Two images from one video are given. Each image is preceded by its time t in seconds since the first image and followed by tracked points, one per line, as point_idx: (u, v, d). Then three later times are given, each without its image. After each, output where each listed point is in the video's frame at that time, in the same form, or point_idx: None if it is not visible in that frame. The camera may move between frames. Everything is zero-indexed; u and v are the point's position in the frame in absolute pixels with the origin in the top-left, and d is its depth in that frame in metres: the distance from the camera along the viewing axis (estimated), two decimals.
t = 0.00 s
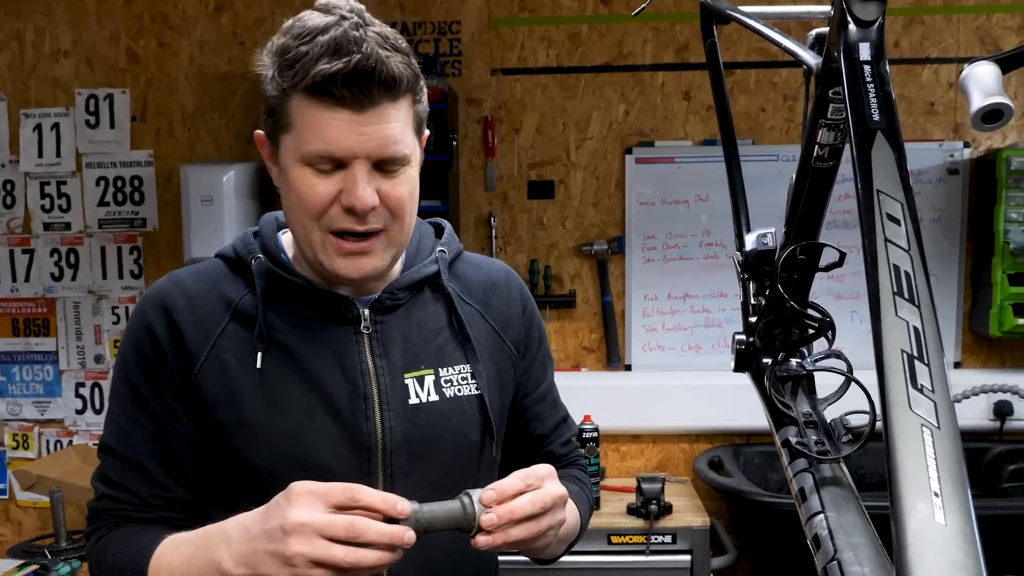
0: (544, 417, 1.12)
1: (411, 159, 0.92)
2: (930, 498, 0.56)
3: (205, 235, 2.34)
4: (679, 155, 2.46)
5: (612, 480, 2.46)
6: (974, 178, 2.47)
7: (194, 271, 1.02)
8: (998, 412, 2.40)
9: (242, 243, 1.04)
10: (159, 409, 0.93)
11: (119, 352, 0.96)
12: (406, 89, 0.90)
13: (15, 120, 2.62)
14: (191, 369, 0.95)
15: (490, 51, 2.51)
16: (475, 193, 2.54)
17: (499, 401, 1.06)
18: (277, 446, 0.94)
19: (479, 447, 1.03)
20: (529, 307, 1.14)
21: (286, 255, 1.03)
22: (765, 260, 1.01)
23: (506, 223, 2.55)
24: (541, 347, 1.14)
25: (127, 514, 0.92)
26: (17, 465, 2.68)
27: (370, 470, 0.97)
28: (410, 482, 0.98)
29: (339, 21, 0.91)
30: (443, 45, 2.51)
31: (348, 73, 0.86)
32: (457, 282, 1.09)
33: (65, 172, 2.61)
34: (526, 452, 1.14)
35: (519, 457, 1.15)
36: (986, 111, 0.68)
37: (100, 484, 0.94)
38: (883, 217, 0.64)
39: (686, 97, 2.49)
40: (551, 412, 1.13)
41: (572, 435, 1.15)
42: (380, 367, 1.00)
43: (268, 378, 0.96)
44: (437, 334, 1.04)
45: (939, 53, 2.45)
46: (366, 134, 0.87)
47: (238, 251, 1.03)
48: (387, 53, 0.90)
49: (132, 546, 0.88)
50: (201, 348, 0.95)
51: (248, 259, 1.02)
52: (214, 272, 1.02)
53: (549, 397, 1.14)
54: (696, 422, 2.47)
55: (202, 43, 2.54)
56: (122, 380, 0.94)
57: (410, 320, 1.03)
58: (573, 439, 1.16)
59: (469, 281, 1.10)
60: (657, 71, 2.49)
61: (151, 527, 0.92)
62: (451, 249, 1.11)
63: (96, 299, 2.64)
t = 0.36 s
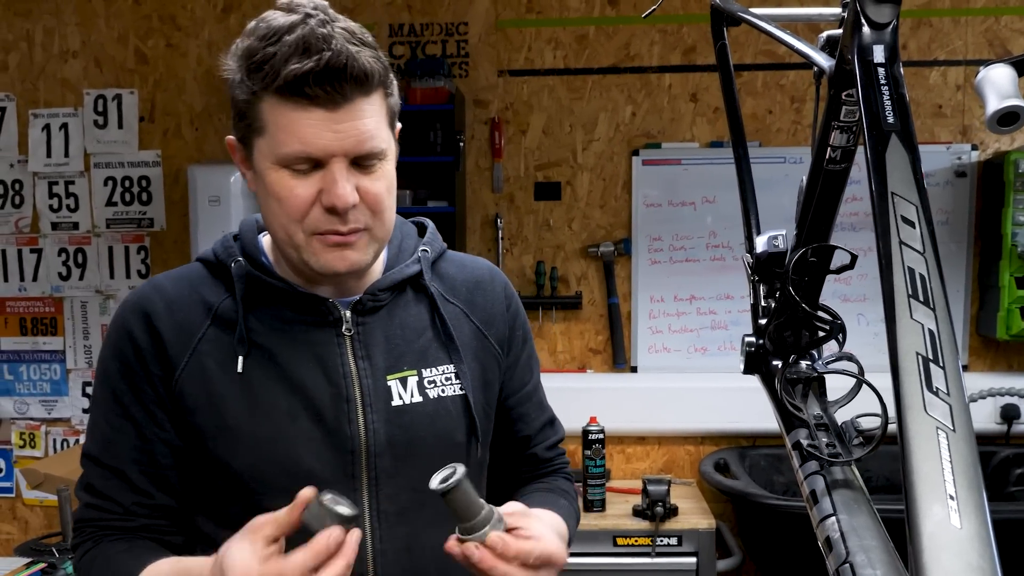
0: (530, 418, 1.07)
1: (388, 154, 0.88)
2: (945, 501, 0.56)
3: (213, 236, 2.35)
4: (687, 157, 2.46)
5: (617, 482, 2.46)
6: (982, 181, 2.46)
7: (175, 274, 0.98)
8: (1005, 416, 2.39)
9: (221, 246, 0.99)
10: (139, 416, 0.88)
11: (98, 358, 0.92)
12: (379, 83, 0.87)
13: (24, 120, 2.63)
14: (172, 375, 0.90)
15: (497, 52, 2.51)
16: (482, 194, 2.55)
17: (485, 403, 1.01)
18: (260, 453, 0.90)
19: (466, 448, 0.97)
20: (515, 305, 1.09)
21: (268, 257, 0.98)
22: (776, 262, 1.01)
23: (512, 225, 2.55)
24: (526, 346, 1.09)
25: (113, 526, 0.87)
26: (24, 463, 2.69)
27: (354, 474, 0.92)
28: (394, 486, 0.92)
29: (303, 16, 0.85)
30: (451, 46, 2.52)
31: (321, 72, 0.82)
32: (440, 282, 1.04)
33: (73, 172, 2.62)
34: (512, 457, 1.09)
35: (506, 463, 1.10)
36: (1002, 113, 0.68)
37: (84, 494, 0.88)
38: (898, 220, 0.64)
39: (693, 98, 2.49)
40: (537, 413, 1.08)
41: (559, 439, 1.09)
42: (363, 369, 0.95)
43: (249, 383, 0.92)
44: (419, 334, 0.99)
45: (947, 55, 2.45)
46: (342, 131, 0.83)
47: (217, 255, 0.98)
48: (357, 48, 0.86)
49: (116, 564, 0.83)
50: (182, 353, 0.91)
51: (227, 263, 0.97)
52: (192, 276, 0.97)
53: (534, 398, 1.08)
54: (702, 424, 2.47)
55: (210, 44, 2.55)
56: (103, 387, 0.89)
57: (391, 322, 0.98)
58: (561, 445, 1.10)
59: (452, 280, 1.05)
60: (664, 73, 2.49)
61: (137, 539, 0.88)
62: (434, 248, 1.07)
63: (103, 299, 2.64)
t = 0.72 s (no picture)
0: (498, 417, 1.04)
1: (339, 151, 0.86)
2: (953, 504, 0.56)
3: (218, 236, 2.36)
4: (692, 159, 2.46)
5: (621, 484, 2.45)
6: (988, 184, 2.45)
7: (137, 280, 0.97)
8: (1010, 419, 2.38)
9: (185, 252, 0.98)
10: (117, 422, 0.88)
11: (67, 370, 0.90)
12: (323, 78, 0.85)
13: (29, 120, 2.64)
14: (139, 381, 0.90)
15: (503, 53, 2.51)
16: (487, 196, 2.55)
17: (455, 403, 1.01)
18: (227, 461, 0.89)
19: (437, 449, 0.97)
20: (487, 298, 1.07)
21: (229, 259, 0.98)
22: (783, 263, 1.01)
23: (517, 226, 2.55)
24: (497, 341, 1.06)
25: (105, 542, 0.86)
26: (29, 463, 2.69)
27: (322, 479, 0.91)
28: (363, 491, 0.92)
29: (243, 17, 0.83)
30: (456, 47, 2.52)
31: (258, 69, 0.81)
32: (409, 280, 1.03)
33: (78, 172, 2.63)
34: (482, 459, 1.06)
35: (478, 465, 1.08)
36: (1011, 115, 0.67)
37: (66, 508, 0.87)
38: (907, 222, 0.64)
39: (698, 100, 2.49)
40: (506, 412, 1.05)
41: (534, 440, 1.06)
42: (328, 373, 0.94)
43: (214, 389, 0.91)
44: (386, 335, 0.98)
45: (953, 58, 2.45)
46: (286, 129, 0.82)
47: (180, 260, 0.97)
48: (299, 45, 0.84)
49: None
50: (147, 359, 0.90)
51: (190, 268, 0.96)
52: (156, 282, 0.96)
53: (504, 395, 1.05)
54: (707, 426, 2.46)
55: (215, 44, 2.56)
56: (75, 398, 0.89)
57: (358, 323, 0.98)
58: (536, 446, 1.06)
59: (422, 277, 1.04)
60: (669, 75, 2.48)
61: (131, 553, 0.87)
62: (403, 244, 1.06)
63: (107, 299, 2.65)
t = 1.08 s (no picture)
0: (478, 410, 1.07)
1: (305, 145, 0.87)
2: (956, 502, 0.56)
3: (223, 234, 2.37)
4: (697, 157, 2.46)
5: (626, 482, 2.45)
6: (994, 183, 2.44)
7: (112, 280, 0.98)
8: (1015, 419, 2.38)
9: (158, 250, 0.99)
10: (97, 424, 0.89)
11: (45, 372, 0.92)
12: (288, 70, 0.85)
13: (36, 117, 2.65)
14: (117, 382, 0.91)
15: (508, 51, 2.51)
16: (492, 193, 2.55)
17: (435, 397, 1.03)
18: (208, 463, 0.91)
19: (419, 444, 1.00)
20: (466, 290, 1.10)
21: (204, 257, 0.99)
22: (787, 262, 1.00)
23: (522, 224, 2.55)
24: (477, 333, 1.09)
25: (87, 545, 0.88)
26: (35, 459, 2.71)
27: (304, 478, 0.93)
28: (344, 490, 0.94)
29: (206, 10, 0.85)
30: (461, 45, 2.52)
31: (216, 60, 0.81)
32: (387, 274, 1.05)
33: (84, 169, 2.64)
34: (465, 450, 1.09)
35: (460, 456, 1.11)
36: (1015, 113, 0.67)
37: (48, 513, 0.89)
38: (911, 220, 0.64)
39: (704, 99, 2.49)
40: (487, 405, 1.08)
41: (516, 431, 1.09)
42: (308, 371, 0.96)
43: (192, 389, 0.92)
44: (366, 330, 1.01)
45: (960, 56, 2.44)
46: (250, 123, 0.82)
47: (154, 259, 0.98)
48: (262, 36, 0.85)
49: None
50: (123, 360, 0.92)
51: (165, 266, 0.97)
52: (131, 282, 0.98)
53: (485, 389, 1.08)
54: (712, 424, 2.45)
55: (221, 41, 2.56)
56: (53, 400, 0.90)
57: (337, 320, 1.00)
58: (519, 437, 1.09)
59: (400, 271, 1.07)
60: (675, 73, 2.48)
61: (114, 556, 0.89)
62: (381, 237, 1.08)
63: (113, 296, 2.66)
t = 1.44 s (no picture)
0: (472, 405, 1.07)
1: (303, 136, 0.87)
2: (957, 498, 0.56)
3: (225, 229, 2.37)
4: (701, 154, 2.45)
5: (629, 479, 2.44)
6: (999, 180, 2.44)
7: (104, 278, 0.98)
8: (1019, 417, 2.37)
9: (152, 247, 0.99)
10: (91, 423, 0.90)
11: (39, 371, 0.92)
12: (287, 60, 0.85)
13: (39, 114, 2.65)
14: (112, 380, 0.91)
15: (512, 47, 2.51)
16: (495, 189, 2.55)
17: (430, 393, 1.04)
18: (205, 459, 0.91)
19: (415, 439, 1.00)
20: (458, 285, 1.10)
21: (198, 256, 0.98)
22: (789, 258, 1.00)
23: (526, 221, 2.55)
24: (470, 329, 1.10)
25: (84, 544, 0.89)
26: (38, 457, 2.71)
27: (301, 474, 0.94)
28: (342, 484, 0.95)
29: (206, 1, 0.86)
30: (465, 41, 2.52)
31: (218, 47, 0.81)
32: (380, 270, 1.06)
33: (88, 166, 2.65)
34: (459, 446, 1.10)
35: (454, 449, 1.11)
36: (1017, 109, 0.67)
37: (42, 511, 0.90)
38: (913, 215, 0.64)
39: (708, 95, 2.48)
40: (481, 400, 1.08)
41: (509, 426, 1.10)
42: (303, 367, 0.96)
43: (187, 386, 0.92)
44: (360, 326, 1.01)
45: (965, 52, 2.43)
46: (249, 110, 0.83)
47: (146, 256, 0.98)
48: (262, 26, 0.86)
49: None
50: (117, 358, 0.92)
51: (158, 263, 0.97)
52: (123, 279, 0.97)
53: (478, 383, 1.08)
54: (714, 421, 2.44)
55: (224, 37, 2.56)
56: (47, 399, 0.90)
57: (331, 316, 1.00)
58: (512, 432, 1.10)
59: (392, 267, 1.07)
60: (679, 69, 2.48)
61: (111, 554, 0.90)
62: (372, 235, 1.08)
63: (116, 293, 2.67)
